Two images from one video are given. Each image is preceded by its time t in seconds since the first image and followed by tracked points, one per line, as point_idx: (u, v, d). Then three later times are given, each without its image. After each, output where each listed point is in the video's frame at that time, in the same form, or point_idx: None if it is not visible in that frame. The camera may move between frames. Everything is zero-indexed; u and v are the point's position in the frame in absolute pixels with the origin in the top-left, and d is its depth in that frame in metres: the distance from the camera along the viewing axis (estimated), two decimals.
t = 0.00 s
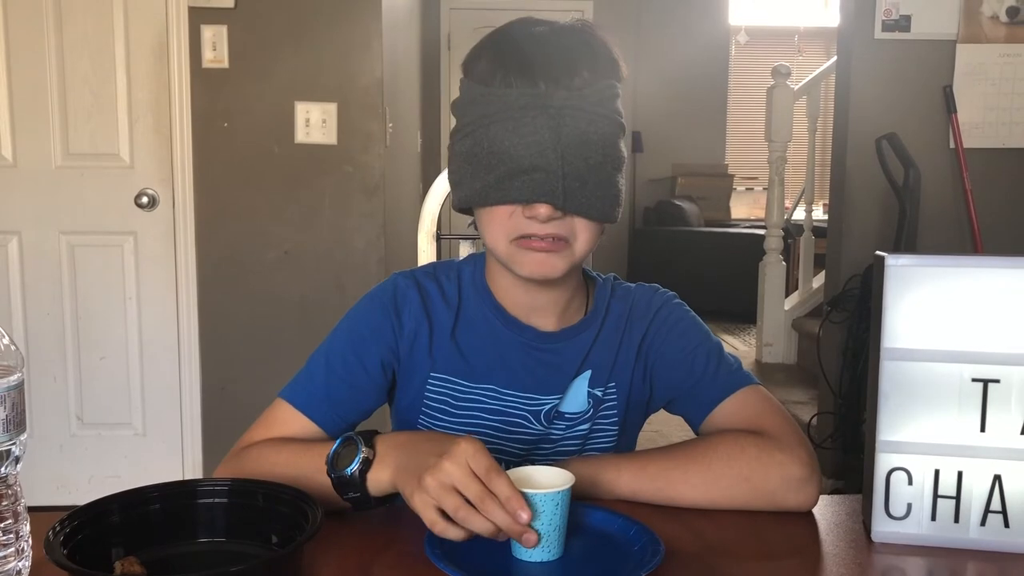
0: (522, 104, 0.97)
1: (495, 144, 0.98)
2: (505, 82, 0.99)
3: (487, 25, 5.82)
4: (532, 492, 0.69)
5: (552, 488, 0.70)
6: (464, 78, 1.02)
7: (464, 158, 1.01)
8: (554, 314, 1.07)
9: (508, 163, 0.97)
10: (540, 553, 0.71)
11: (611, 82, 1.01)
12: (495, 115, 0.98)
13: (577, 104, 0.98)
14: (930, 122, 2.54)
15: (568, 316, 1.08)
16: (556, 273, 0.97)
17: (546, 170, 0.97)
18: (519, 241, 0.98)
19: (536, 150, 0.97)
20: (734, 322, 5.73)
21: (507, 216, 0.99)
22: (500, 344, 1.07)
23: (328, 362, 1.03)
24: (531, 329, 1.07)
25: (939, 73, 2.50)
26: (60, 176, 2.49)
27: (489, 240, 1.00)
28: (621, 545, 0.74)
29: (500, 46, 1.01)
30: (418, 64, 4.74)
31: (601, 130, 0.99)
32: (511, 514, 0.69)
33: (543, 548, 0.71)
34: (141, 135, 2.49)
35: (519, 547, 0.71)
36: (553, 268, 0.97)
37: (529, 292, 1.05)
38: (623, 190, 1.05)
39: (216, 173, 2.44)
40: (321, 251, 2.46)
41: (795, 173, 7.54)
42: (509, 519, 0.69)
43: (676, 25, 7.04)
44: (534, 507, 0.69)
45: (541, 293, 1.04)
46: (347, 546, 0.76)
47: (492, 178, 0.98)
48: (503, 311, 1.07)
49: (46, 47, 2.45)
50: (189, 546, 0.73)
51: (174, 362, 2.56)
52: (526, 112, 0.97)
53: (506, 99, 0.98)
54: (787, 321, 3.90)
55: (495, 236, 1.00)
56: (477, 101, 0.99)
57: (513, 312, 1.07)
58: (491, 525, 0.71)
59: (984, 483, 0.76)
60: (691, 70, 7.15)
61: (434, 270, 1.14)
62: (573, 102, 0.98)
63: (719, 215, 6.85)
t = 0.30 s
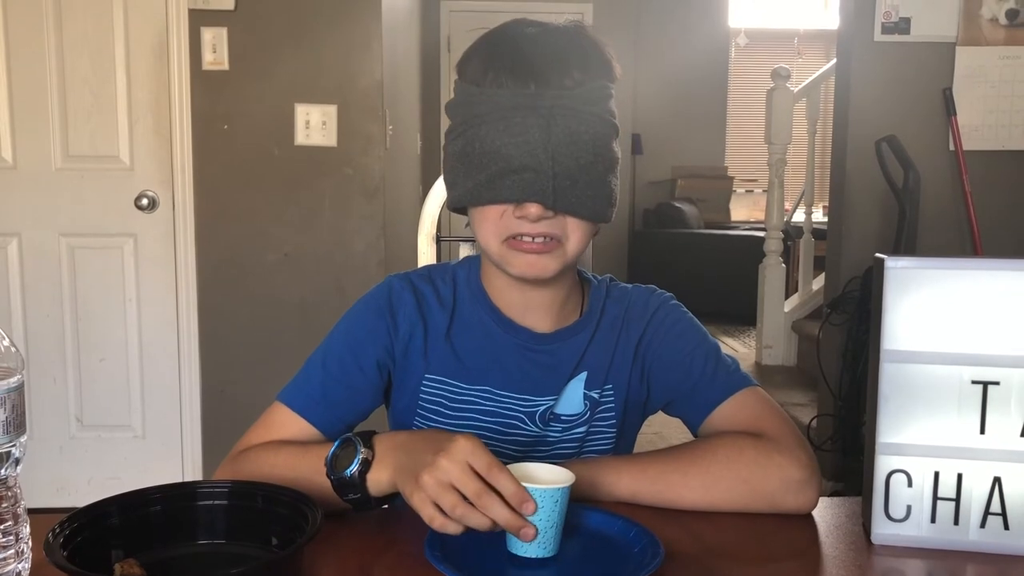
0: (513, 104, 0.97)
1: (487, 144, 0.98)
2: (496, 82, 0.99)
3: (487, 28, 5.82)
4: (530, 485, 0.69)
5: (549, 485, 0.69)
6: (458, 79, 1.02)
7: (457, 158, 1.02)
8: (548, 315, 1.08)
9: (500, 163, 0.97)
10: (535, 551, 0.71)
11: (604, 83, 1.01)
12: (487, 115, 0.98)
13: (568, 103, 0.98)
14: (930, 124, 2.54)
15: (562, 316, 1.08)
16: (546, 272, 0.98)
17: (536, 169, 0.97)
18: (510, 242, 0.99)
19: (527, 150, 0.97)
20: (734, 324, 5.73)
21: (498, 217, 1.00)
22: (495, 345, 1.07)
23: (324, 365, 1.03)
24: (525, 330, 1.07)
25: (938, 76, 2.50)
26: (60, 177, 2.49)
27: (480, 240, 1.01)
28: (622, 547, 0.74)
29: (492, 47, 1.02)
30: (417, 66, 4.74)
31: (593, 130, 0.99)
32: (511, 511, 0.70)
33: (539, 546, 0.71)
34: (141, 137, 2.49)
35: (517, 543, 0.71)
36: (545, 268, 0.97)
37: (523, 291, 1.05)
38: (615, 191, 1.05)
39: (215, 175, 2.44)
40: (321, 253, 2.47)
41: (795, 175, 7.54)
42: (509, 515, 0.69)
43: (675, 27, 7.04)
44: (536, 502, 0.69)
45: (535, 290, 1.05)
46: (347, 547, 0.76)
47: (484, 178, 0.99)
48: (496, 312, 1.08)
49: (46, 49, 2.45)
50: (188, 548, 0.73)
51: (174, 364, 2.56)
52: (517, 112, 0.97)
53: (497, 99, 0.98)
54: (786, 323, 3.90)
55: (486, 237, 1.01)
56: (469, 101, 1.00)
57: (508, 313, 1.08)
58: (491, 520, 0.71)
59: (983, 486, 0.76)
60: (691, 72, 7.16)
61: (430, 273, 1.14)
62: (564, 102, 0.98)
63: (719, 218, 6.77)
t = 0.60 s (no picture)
0: (513, 102, 0.98)
1: (487, 141, 0.98)
2: (497, 80, 0.99)
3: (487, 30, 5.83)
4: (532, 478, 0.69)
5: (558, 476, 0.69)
6: (457, 79, 1.03)
7: (456, 157, 1.02)
8: (546, 316, 1.08)
9: (499, 160, 0.98)
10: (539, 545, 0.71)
11: (604, 85, 1.02)
12: (488, 114, 0.98)
13: (568, 102, 0.98)
14: (930, 127, 2.54)
15: (560, 317, 1.08)
16: (546, 271, 0.98)
17: (536, 167, 0.97)
18: (511, 239, 0.99)
19: (527, 147, 0.97)
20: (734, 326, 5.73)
21: (498, 214, 1.00)
22: (493, 345, 1.07)
23: (326, 361, 1.03)
24: (523, 331, 1.07)
25: (938, 79, 2.50)
26: (61, 179, 2.49)
27: (480, 239, 1.01)
28: (622, 549, 0.74)
29: (493, 46, 1.02)
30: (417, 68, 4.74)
31: (592, 130, 0.99)
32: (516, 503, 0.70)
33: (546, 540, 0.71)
34: (142, 139, 2.49)
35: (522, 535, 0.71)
36: (545, 266, 0.98)
37: (522, 289, 1.05)
38: (614, 191, 1.05)
39: (216, 177, 2.44)
40: (321, 255, 2.47)
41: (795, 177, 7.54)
42: (513, 507, 0.70)
43: (675, 29, 7.05)
44: (538, 494, 0.69)
45: (534, 290, 1.05)
46: (347, 549, 0.76)
47: (483, 175, 0.99)
48: (494, 312, 1.08)
49: (46, 51, 2.46)
50: (188, 550, 0.73)
51: (174, 365, 2.56)
52: (517, 110, 0.97)
53: (497, 97, 0.98)
54: (786, 326, 3.90)
55: (486, 235, 1.01)
56: (469, 99, 1.00)
57: (506, 314, 1.08)
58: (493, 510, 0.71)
59: (983, 488, 0.76)
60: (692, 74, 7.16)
61: (431, 273, 1.15)
62: (564, 101, 0.98)
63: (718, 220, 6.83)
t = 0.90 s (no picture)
0: (515, 104, 0.98)
1: (488, 144, 0.98)
2: (499, 83, 0.99)
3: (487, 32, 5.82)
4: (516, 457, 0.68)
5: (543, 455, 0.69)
6: (458, 83, 1.03)
7: (457, 159, 1.02)
8: (547, 321, 1.07)
9: (501, 163, 0.98)
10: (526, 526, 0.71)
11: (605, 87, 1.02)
12: (489, 116, 0.98)
13: (569, 105, 0.98)
14: (930, 129, 2.54)
15: (561, 321, 1.08)
16: (546, 272, 0.98)
17: (538, 170, 0.98)
18: (511, 241, 0.99)
19: (528, 149, 0.97)
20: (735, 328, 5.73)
21: (498, 216, 1.00)
22: (493, 350, 1.07)
23: (327, 365, 1.03)
24: (523, 335, 1.07)
25: (938, 81, 2.50)
26: (61, 181, 2.49)
27: (480, 242, 1.01)
28: (622, 551, 0.74)
29: (494, 49, 1.02)
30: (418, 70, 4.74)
31: (592, 132, 1.00)
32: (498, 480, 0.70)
33: (534, 520, 0.70)
34: (142, 140, 2.50)
35: (509, 515, 0.71)
36: (543, 270, 0.98)
37: (522, 294, 1.05)
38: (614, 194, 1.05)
39: (216, 179, 2.44)
40: (322, 257, 2.47)
41: (795, 179, 7.55)
42: (495, 484, 0.70)
43: (676, 31, 7.05)
44: (520, 472, 0.68)
45: (535, 295, 1.04)
46: (346, 551, 0.76)
47: (484, 178, 0.99)
48: (495, 316, 1.08)
49: (47, 54, 2.46)
50: (188, 552, 0.73)
51: (174, 367, 2.56)
52: (519, 113, 0.98)
53: (498, 100, 0.98)
54: (787, 327, 3.90)
55: (486, 237, 1.01)
56: (471, 101, 1.00)
57: (506, 318, 1.08)
58: (479, 489, 0.72)
59: (984, 490, 0.76)
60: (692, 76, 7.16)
61: (432, 276, 1.15)
62: (565, 103, 0.98)
63: (718, 221, 6.84)
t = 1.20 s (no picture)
0: (516, 108, 0.98)
1: (489, 148, 0.98)
2: (500, 87, 0.99)
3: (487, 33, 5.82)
4: (520, 465, 0.68)
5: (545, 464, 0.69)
6: (458, 86, 1.03)
7: (458, 162, 1.02)
8: (548, 324, 1.07)
9: (502, 167, 0.98)
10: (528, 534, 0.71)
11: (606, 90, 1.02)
12: (491, 120, 0.98)
13: (571, 108, 0.98)
14: (930, 130, 2.54)
15: (562, 325, 1.08)
16: (551, 277, 0.98)
17: (540, 174, 0.97)
18: (513, 245, 0.99)
19: (530, 153, 0.97)
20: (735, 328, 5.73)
21: (500, 222, 1.00)
22: (494, 352, 1.07)
23: (328, 366, 1.03)
24: (525, 338, 1.07)
25: (938, 82, 2.50)
26: (61, 182, 2.49)
27: (482, 247, 1.01)
28: (622, 552, 0.74)
29: (495, 52, 1.02)
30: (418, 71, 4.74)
31: (594, 135, 0.99)
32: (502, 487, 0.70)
33: (536, 528, 0.71)
34: (142, 141, 2.50)
35: (509, 520, 0.71)
36: (548, 274, 0.98)
37: (525, 300, 1.05)
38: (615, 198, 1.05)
39: (216, 180, 2.44)
40: (322, 258, 2.47)
41: (795, 180, 7.56)
42: (499, 490, 0.70)
43: (676, 32, 7.05)
44: (523, 479, 0.69)
45: (538, 301, 1.04)
46: (346, 551, 0.76)
47: (486, 182, 0.99)
48: (496, 319, 1.08)
49: (48, 55, 2.46)
50: (188, 552, 0.73)
51: (174, 368, 2.56)
52: (520, 117, 0.97)
53: (500, 103, 0.98)
54: (787, 328, 3.90)
55: (488, 243, 1.01)
56: (471, 104, 1.00)
57: (508, 321, 1.08)
58: (480, 493, 0.72)
59: (983, 491, 0.76)
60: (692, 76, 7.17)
61: (433, 277, 1.15)
62: (567, 106, 0.98)
63: (718, 222, 6.84)
